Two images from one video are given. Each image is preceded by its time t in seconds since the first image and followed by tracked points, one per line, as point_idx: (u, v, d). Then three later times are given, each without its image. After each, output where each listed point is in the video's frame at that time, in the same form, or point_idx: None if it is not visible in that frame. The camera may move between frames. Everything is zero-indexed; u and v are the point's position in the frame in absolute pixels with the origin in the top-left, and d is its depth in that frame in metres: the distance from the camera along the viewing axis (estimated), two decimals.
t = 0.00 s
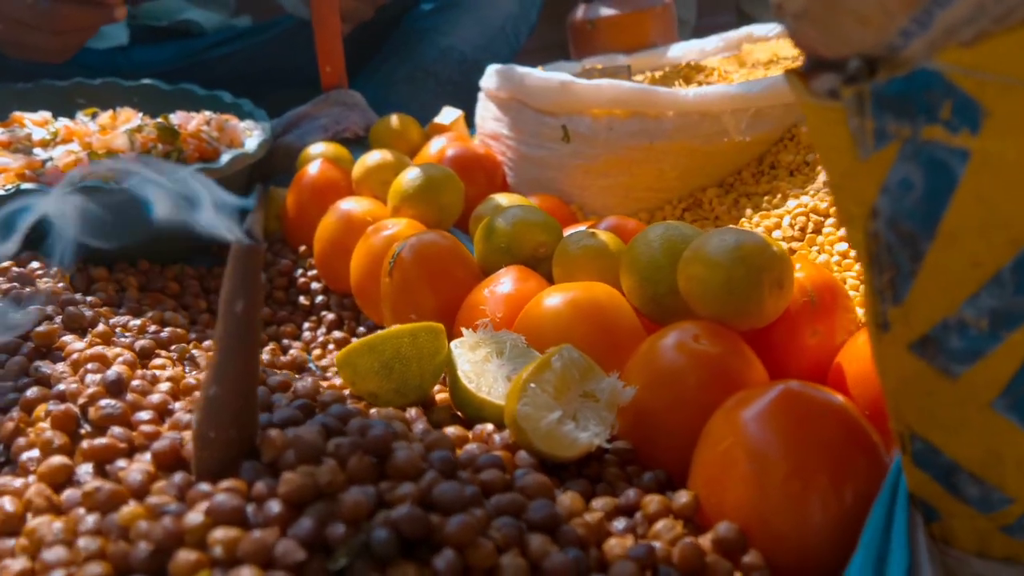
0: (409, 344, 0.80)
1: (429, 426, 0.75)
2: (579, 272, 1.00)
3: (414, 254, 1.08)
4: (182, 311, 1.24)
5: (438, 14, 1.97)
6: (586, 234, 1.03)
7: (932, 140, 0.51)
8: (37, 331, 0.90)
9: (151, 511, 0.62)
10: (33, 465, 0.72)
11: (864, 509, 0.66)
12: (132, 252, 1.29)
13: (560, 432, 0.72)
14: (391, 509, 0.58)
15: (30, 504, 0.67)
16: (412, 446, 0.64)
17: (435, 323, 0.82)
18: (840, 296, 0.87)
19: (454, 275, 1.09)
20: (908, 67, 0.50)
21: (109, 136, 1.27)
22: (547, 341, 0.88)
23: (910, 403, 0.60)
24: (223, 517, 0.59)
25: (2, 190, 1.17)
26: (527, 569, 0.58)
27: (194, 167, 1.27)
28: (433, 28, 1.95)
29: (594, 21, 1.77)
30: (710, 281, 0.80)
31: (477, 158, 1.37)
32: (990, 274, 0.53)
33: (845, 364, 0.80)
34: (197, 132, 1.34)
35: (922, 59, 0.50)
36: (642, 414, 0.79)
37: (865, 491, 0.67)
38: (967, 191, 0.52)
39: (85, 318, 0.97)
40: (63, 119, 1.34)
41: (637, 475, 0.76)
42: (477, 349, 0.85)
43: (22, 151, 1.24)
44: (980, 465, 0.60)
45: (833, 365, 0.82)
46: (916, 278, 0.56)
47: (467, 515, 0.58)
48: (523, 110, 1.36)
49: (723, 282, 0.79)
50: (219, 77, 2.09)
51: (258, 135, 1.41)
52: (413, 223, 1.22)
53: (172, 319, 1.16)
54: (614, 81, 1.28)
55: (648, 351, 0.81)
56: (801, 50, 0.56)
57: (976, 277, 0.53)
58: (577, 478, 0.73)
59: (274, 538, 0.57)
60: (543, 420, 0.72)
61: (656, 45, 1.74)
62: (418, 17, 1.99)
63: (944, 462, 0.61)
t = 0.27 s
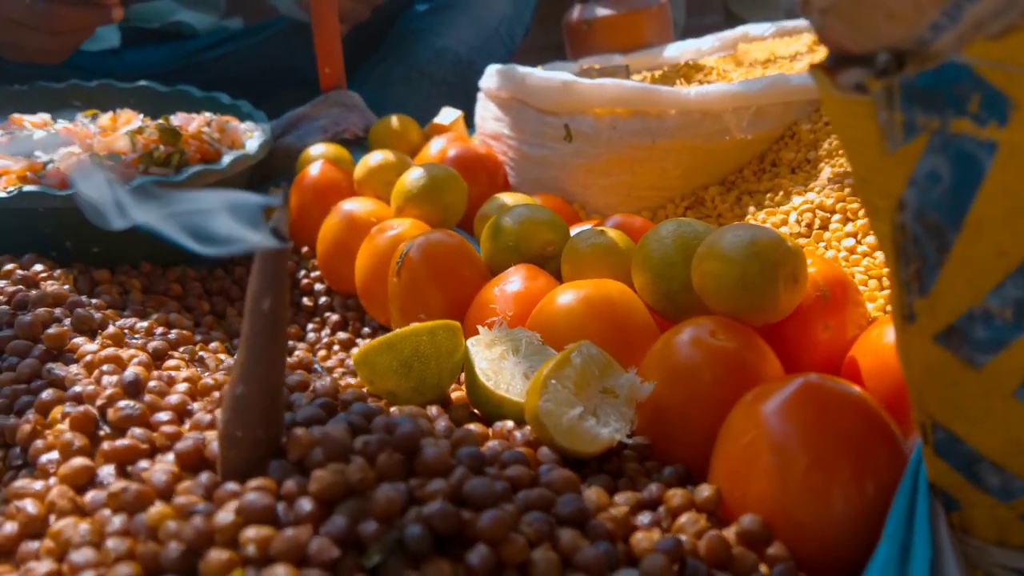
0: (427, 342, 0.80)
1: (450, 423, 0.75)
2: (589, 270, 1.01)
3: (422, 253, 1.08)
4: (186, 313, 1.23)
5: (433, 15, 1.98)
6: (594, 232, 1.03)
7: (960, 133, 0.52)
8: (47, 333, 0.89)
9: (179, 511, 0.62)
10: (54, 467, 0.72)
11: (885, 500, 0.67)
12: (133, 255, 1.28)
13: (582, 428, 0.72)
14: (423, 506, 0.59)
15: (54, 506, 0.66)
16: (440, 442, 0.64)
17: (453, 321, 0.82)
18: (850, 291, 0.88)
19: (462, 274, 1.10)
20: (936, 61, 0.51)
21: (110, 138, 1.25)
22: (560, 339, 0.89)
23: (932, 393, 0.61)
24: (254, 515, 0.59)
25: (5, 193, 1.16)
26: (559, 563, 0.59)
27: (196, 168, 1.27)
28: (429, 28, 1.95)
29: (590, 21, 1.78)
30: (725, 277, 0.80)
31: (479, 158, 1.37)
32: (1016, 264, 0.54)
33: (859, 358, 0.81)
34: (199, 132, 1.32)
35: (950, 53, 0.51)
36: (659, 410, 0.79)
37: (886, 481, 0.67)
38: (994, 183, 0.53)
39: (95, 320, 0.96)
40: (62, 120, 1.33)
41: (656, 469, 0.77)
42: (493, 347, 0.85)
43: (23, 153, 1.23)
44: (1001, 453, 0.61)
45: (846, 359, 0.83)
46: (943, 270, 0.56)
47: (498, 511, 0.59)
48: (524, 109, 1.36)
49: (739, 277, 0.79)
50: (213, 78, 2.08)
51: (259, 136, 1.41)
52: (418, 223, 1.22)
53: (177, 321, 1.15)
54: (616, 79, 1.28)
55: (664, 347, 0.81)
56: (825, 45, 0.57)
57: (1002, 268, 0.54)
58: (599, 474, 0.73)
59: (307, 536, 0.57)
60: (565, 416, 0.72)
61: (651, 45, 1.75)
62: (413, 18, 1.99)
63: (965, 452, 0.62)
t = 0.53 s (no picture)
0: (442, 340, 0.80)
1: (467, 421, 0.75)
2: (597, 267, 1.02)
3: (428, 252, 1.08)
4: (189, 314, 1.23)
5: (428, 15, 1.98)
6: (601, 231, 1.04)
7: (982, 128, 0.53)
8: (57, 334, 0.89)
9: (204, 510, 0.62)
10: (71, 468, 0.72)
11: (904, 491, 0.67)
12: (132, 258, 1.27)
13: (599, 425, 0.73)
14: (450, 502, 0.59)
15: (74, 507, 0.66)
16: (463, 439, 0.64)
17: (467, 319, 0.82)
18: (859, 286, 0.88)
19: (468, 273, 1.10)
20: (959, 57, 0.52)
21: (111, 140, 1.24)
22: (572, 337, 0.89)
23: (951, 385, 0.61)
24: (282, 514, 0.59)
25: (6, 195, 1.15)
26: (585, 558, 0.59)
27: (198, 169, 1.26)
28: (425, 29, 1.95)
29: (586, 21, 1.78)
30: (738, 273, 0.81)
31: (480, 158, 1.37)
32: None
33: (870, 353, 0.82)
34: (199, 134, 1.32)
35: (972, 49, 0.52)
36: (673, 406, 0.80)
37: (904, 473, 0.68)
38: (1016, 176, 0.54)
39: (103, 322, 0.96)
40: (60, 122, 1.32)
41: (672, 465, 0.77)
42: (506, 345, 0.85)
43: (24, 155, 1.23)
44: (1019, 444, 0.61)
45: (857, 354, 0.83)
46: (965, 262, 0.57)
47: (525, 506, 0.59)
48: (525, 109, 1.37)
49: (751, 273, 0.80)
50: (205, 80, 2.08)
51: (259, 137, 1.41)
52: (421, 223, 1.23)
53: (181, 323, 1.15)
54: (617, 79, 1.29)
55: (677, 343, 0.82)
56: (844, 42, 0.58)
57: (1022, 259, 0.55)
58: (617, 469, 0.74)
59: (336, 534, 0.57)
60: (583, 413, 0.73)
61: (647, 44, 1.76)
62: (409, 18, 2.00)
63: (982, 442, 0.62)
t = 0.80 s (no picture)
0: (461, 339, 0.80)
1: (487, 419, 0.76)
2: (605, 265, 1.02)
3: (436, 252, 1.09)
4: (192, 316, 1.22)
5: (422, 16, 1.98)
6: (608, 228, 1.05)
7: (1005, 122, 0.54)
8: (69, 337, 0.88)
9: (232, 510, 0.62)
10: (92, 470, 0.71)
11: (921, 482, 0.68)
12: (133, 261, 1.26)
13: (618, 420, 0.74)
14: (480, 498, 0.59)
15: (98, 508, 0.66)
16: (489, 435, 0.64)
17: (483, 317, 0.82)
18: (867, 281, 0.89)
19: (475, 272, 1.10)
20: (981, 53, 0.53)
21: (113, 141, 1.25)
22: (585, 334, 0.89)
23: (971, 376, 0.62)
24: (313, 512, 0.59)
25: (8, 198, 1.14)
26: (615, 552, 0.59)
27: (200, 172, 1.26)
28: (420, 29, 1.96)
29: (581, 22, 1.79)
30: (751, 268, 0.82)
31: (480, 157, 1.38)
32: None
33: (881, 347, 0.83)
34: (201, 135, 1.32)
35: (994, 45, 0.53)
36: (690, 400, 0.80)
37: (921, 465, 0.69)
38: None
39: (112, 324, 0.95)
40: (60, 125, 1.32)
41: (689, 459, 0.78)
42: (521, 343, 0.86)
43: (25, 158, 1.22)
44: None
45: (868, 348, 0.84)
46: (985, 255, 0.58)
47: (555, 501, 0.59)
48: (526, 109, 1.38)
49: (764, 268, 0.81)
50: (199, 81, 2.07)
51: (259, 138, 1.41)
52: (425, 223, 1.23)
53: (186, 325, 1.15)
54: (617, 78, 1.30)
55: (691, 339, 0.82)
56: (864, 39, 0.59)
57: None
58: (637, 465, 0.74)
59: (369, 531, 0.57)
60: (603, 408, 0.73)
61: (642, 44, 1.77)
62: (403, 19, 2.00)
63: (1000, 432, 0.63)
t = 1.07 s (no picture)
0: (478, 338, 0.80)
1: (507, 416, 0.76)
2: (612, 263, 1.03)
3: (442, 252, 1.09)
4: (195, 318, 1.22)
5: (417, 16, 1.98)
6: (614, 227, 1.05)
7: None
8: (81, 339, 0.88)
9: (261, 509, 0.62)
10: (113, 471, 0.71)
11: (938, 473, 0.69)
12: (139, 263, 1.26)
13: (637, 416, 0.74)
14: (510, 494, 0.60)
15: (123, 510, 0.66)
16: (515, 431, 0.65)
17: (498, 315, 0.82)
18: (874, 277, 0.91)
19: (482, 271, 1.11)
20: (1003, 48, 0.55)
21: (114, 142, 1.27)
22: (597, 332, 0.90)
23: (988, 367, 0.63)
24: (345, 510, 0.59)
25: (10, 201, 1.15)
26: (644, 545, 0.60)
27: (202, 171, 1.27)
28: (414, 30, 1.96)
29: (576, 22, 1.80)
30: (764, 264, 0.83)
31: (481, 157, 1.38)
32: None
33: (891, 342, 0.84)
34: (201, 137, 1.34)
35: (1015, 40, 0.54)
36: (706, 396, 0.81)
37: (937, 456, 0.70)
38: None
39: (122, 326, 0.95)
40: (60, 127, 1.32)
41: (706, 454, 0.78)
42: (535, 341, 0.86)
43: (25, 161, 1.23)
44: None
45: (877, 342, 0.85)
46: (1004, 247, 0.59)
47: (584, 495, 0.60)
48: (526, 108, 1.38)
49: (776, 264, 0.82)
50: (191, 82, 2.06)
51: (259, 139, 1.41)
52: (428, 223, 1.23)
53: (190, 327, 1.14)
54: (616, 77, 1.31)
55: (705, 335, 0.83)
56: (883, 36, 0.60)
57: None
58: (656, 460, 0.75)
59: (401, 527, 0.58)
60: (622, 404, 0.74)
61: (636, 44, 1.79)
62: (397, 20, 2.00)
63: (1015, 424, 0.64)
